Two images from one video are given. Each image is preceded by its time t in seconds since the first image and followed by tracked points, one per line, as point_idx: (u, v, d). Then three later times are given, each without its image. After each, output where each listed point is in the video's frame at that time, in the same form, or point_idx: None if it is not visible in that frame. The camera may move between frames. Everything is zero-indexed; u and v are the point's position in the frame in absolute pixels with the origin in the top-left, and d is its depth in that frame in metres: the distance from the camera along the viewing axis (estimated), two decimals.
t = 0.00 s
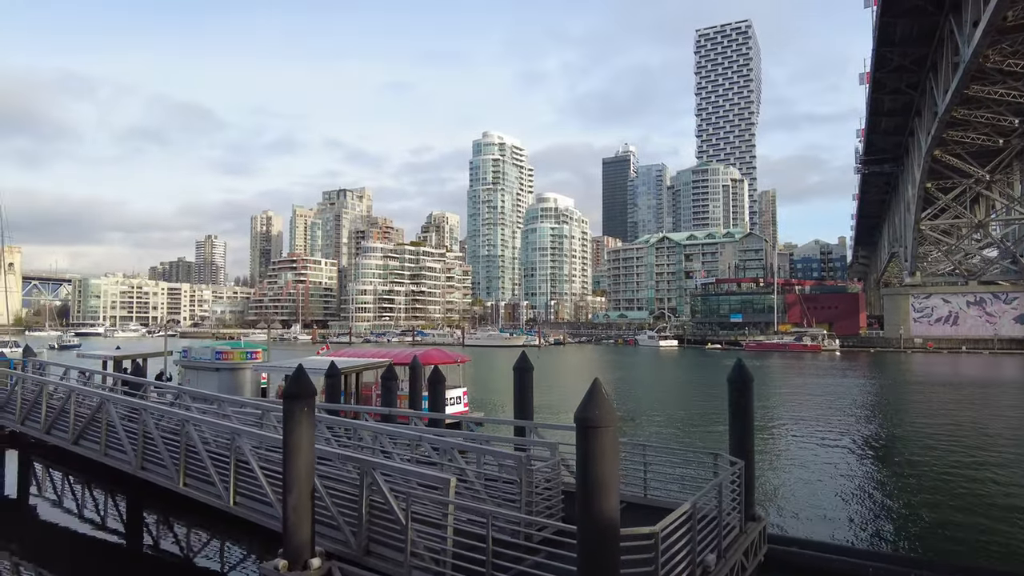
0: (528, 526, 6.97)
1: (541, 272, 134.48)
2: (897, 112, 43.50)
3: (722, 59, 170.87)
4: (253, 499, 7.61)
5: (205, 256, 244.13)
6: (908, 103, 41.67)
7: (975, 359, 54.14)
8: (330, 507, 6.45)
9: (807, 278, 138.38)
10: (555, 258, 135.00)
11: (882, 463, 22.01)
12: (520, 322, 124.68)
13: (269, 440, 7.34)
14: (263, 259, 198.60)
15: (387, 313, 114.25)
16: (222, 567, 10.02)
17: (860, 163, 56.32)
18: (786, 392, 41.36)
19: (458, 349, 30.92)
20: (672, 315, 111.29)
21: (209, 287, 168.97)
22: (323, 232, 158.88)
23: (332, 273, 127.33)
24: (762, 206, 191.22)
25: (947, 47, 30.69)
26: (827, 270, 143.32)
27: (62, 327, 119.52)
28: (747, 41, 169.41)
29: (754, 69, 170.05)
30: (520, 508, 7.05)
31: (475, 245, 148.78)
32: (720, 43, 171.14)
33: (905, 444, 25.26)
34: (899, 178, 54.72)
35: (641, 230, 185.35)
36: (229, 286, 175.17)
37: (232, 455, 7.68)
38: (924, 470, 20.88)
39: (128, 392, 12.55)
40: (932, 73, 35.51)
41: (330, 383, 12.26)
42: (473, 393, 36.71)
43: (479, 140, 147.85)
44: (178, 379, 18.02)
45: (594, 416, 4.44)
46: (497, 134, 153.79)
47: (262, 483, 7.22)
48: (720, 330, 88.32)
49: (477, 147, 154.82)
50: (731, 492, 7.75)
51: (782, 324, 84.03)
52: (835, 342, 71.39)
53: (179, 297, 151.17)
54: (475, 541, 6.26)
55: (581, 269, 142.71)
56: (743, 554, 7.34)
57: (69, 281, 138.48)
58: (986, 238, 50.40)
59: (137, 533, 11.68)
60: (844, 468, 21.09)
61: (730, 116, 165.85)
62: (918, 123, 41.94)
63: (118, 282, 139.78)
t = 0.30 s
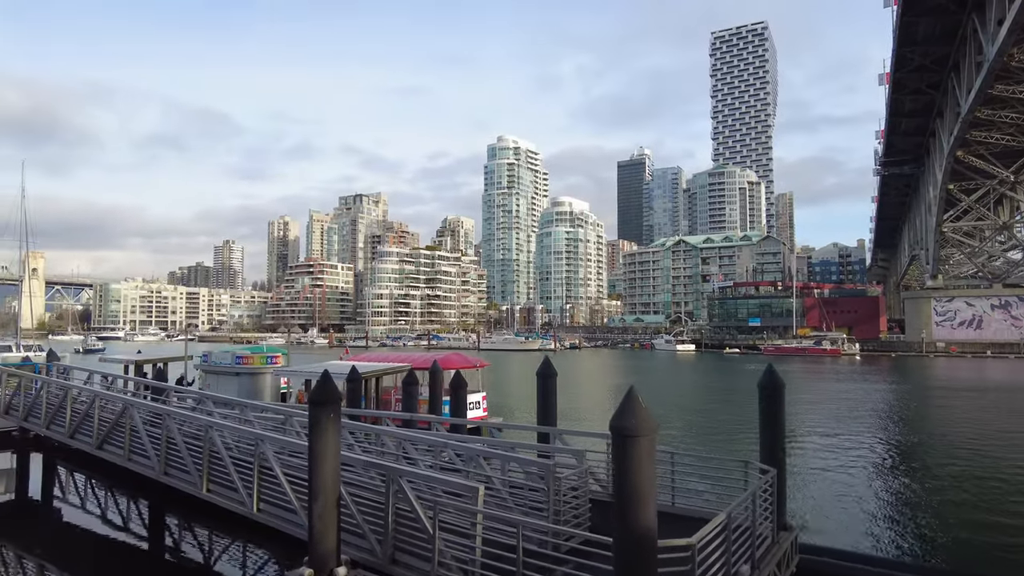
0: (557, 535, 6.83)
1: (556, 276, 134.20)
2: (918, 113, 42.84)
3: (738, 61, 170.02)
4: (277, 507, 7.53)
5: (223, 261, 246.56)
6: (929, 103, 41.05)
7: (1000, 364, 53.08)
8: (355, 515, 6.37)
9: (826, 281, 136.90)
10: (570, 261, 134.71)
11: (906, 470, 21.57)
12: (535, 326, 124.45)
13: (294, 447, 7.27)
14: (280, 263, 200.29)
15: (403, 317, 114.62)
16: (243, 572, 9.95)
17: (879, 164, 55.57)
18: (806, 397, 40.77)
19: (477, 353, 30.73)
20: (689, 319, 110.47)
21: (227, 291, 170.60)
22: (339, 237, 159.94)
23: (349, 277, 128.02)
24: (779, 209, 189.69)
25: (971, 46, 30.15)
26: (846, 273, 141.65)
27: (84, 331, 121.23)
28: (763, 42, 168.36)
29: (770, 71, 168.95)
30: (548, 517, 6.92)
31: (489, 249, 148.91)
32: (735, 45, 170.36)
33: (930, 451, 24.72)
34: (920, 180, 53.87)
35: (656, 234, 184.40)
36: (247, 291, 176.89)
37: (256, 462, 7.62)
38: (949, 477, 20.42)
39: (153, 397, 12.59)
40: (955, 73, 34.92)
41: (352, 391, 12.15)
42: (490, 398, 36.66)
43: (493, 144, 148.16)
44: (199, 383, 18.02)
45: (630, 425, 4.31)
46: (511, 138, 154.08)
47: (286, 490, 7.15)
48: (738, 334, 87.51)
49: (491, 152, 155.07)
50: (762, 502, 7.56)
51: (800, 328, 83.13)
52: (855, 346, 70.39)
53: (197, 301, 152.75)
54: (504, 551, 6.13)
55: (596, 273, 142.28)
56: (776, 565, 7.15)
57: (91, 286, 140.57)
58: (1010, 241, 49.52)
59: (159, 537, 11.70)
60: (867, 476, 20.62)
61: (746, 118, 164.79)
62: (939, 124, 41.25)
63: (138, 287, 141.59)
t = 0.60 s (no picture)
0: (589, 543, 6.70)
1: (574, 280, 133.71)
2: (944, 113, 41.98)
3: (757, 63, 168.59)
4: (306, 512, 7.48)
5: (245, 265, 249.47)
6: (956, 103, 40.19)
7: None
8: (385, 520, 6.31)
9: (848, 284, 134.95)
10: (589, 265, 134.26)
11: (933, 477, 21.11)
12: (554, 330, 124.11)
13: (323, 451, 7.21)
14: (300, 268, 202.17)
15: (422, 321, 115.06)
16: None
17: (903, 166, 54.66)
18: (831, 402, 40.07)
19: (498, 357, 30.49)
20: (710, 323, 109.46)
21: (249, 296, 172.61)
22: (359, 242, 161.17)
23: (368, 282, 128.76)
24: (800, 211, 187.43)
25: (999, 43, 29.43)
26: (869, 276, 139.38)
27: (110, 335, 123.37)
28: (783, 44, 166.89)
29: (791, 72, 167.20)
30: (580, 524, 6.82)
31: (508, 253, 148.99)
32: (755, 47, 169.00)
33: (958, 458, 24.15)
34: (946, 181, 52.78)
35: (676, 237, 183.10)
36: (268, 295, 178.73)
37: (285, 466, 7.58)
38: (977, 484, 19.92)
39: (181, 401, 12.66)
40: (983, 71, 34.14)
41: (377, 395, 12.11)
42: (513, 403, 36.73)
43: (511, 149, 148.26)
44: (223, 387, 18.16)
45: (675, 430, 4.20)
46: (529, 142, 154.11)
47: (315, 494, 7.10)
48: (760, 338, 86.48)
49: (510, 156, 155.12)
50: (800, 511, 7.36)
51: (824, 332, 82.01)
52: (880, 350, 69.15)
53: (220, 306, 154.63)
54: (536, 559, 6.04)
55: (615, 277, 141.63)
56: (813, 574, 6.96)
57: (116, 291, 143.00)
58: None
59: (185, 540, 11.74)
60: (892, 482, 20.15)
61: (766, 120, 163.15)
62: (967, 124, 40.37)
63: (161, 291, 143.80)
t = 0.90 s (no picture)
0: (627, 556, 6.51)
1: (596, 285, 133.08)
2: (976, 114, 41.05)
3: (781, 66, 167.03)
4: (338, 520, 7.41)
5: (269, 272, 252.42)
6: (988, 103, 39.29)
7: None
8: (420, 531, 6.23)
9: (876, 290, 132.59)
10: (610, 271, 133.59)
11: (965, 486, 20.61)
12: (576, 336, 123.55)
13: (355, 459, 7.14)
14: (323, 275, 204.06)
15: (443, 327, 115.34)
16: None
17: (933, 169, 53.62)
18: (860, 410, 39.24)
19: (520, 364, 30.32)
20: (734, 329, 108.17)
21: (273, 302, 174.59)
22: (381, 249, 162.41)
23: (391, 288, 129.54)
24: (825, 216, 184.73)
25: None
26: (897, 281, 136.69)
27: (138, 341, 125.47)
28: (806, 47, 165.17)
29: (815, 75, 165.35)
30: (618, 535, 6.66)
31: (529, 259, 148.90)
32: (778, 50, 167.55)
33: (992, 467, 23.54)
34: (978, 184, 51.56)
35: (699, 242, 181.48)
36: (292, 302, 180.62)
37: (317, 474, 7.55)
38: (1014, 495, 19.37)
39: (211, 406, 12.73)
40: (1016, 71, 33.36)
41: (405, 402, 12.04)
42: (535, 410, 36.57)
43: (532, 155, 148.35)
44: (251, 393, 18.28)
45: (724, 441, 4.05)
46: (550, 148, 154.04)
47: (347, 502, 7.03)
48: (786, 344, 85.16)
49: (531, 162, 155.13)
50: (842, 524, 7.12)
51: (851, 338, 80.55)
52: (910, 357, 67.65)
53: (244, 312, 156.58)
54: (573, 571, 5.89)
55: (637, 282, 140.71)
56: None
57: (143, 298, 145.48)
58: None
59: (214, 545, 11.76)
60: (923, 493, 19.73)
61: (790, 124, 161.32)
62: (999, 125, 39.43)
63: (188, 298, 146.07)
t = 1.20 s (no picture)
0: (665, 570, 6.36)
1: (616, 293, 132.39)
2: (1006, 117, 40.13)
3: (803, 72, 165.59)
4: (368, 530, 7.33)
5: (292, 281, 255.12)
6: (1019, 106, 38.38)
7: None
8: (453, 541, 6.15)
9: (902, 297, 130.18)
10: (631, 278, 132.86)
11: (1000, 498, 20.09)
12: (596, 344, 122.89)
13: (384, 469, 7.05)
14: (345, 283, 205.70)
15: (464, 334, 115.51)
16: None
17: (961, 173, 52.61)
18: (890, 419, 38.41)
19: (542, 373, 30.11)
20: (758, 337, 106.82)
21: (296, 311, 176.28)
22: (402, 257, 163.43)
23: (411, 296, 130.13)
24: (850, 222, 182.01)
25: None
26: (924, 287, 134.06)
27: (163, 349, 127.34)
28: (828, 52, 163.72)
29: (837, 80, 163.55)
30: (655, 549, 6.51)
31: (549, 267, 148.77)
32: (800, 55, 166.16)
33: None
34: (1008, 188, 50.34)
35: (720, 249, 179.88)
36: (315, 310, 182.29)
37: (346, 483, 7.48)
38: None
39: (237, 414, 12.76)
40: None
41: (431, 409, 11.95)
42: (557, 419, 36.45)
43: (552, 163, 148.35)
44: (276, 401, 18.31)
45: (775, 454, 3.96)
46: (570, 156, 153.90)
47: (378, 511, 6.96)
48: (811, 352, 83.86)
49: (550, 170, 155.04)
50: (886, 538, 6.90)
51: (878, 346, 79.08)
52: (939, 365, 66.14)
53: (268, 320, 158.29)
54: None
55: (659, 290, 139.72)
56: None
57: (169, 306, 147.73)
58: None
59: (241, 554, 11.72)
60: (956, 504, 19.28)
61: (812, 129, 159.54)
62: None
63: (212, 306, 148.16)
